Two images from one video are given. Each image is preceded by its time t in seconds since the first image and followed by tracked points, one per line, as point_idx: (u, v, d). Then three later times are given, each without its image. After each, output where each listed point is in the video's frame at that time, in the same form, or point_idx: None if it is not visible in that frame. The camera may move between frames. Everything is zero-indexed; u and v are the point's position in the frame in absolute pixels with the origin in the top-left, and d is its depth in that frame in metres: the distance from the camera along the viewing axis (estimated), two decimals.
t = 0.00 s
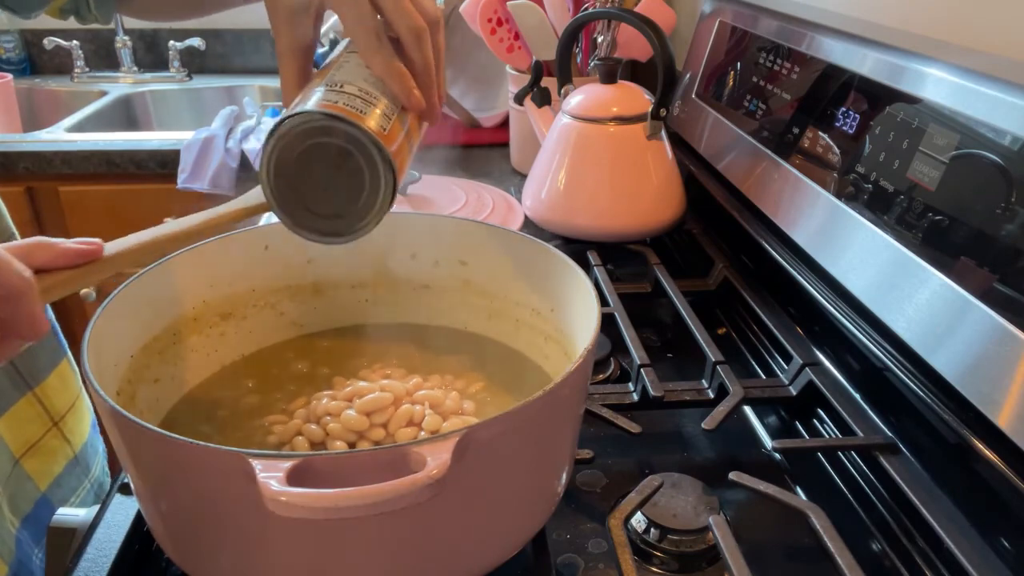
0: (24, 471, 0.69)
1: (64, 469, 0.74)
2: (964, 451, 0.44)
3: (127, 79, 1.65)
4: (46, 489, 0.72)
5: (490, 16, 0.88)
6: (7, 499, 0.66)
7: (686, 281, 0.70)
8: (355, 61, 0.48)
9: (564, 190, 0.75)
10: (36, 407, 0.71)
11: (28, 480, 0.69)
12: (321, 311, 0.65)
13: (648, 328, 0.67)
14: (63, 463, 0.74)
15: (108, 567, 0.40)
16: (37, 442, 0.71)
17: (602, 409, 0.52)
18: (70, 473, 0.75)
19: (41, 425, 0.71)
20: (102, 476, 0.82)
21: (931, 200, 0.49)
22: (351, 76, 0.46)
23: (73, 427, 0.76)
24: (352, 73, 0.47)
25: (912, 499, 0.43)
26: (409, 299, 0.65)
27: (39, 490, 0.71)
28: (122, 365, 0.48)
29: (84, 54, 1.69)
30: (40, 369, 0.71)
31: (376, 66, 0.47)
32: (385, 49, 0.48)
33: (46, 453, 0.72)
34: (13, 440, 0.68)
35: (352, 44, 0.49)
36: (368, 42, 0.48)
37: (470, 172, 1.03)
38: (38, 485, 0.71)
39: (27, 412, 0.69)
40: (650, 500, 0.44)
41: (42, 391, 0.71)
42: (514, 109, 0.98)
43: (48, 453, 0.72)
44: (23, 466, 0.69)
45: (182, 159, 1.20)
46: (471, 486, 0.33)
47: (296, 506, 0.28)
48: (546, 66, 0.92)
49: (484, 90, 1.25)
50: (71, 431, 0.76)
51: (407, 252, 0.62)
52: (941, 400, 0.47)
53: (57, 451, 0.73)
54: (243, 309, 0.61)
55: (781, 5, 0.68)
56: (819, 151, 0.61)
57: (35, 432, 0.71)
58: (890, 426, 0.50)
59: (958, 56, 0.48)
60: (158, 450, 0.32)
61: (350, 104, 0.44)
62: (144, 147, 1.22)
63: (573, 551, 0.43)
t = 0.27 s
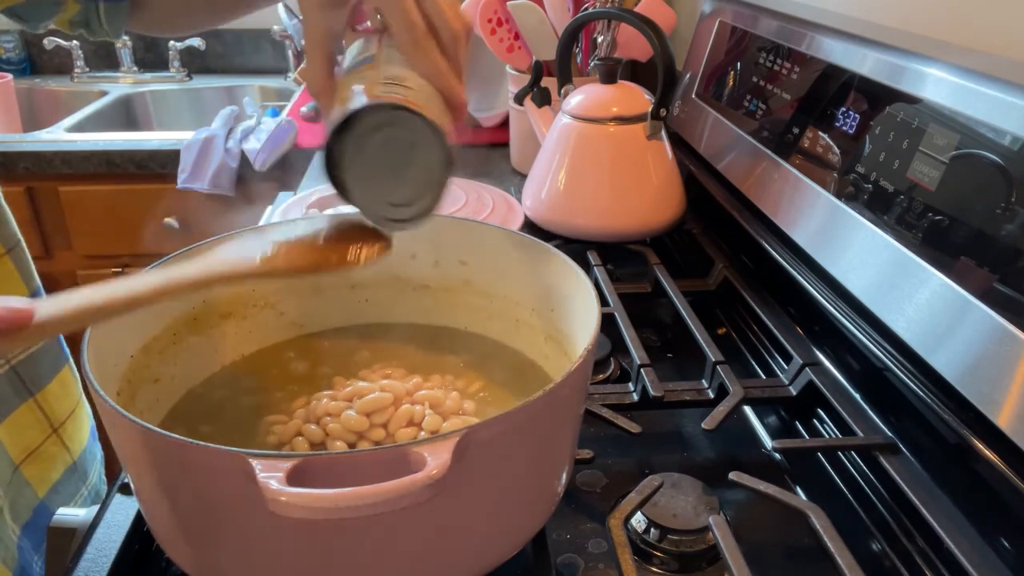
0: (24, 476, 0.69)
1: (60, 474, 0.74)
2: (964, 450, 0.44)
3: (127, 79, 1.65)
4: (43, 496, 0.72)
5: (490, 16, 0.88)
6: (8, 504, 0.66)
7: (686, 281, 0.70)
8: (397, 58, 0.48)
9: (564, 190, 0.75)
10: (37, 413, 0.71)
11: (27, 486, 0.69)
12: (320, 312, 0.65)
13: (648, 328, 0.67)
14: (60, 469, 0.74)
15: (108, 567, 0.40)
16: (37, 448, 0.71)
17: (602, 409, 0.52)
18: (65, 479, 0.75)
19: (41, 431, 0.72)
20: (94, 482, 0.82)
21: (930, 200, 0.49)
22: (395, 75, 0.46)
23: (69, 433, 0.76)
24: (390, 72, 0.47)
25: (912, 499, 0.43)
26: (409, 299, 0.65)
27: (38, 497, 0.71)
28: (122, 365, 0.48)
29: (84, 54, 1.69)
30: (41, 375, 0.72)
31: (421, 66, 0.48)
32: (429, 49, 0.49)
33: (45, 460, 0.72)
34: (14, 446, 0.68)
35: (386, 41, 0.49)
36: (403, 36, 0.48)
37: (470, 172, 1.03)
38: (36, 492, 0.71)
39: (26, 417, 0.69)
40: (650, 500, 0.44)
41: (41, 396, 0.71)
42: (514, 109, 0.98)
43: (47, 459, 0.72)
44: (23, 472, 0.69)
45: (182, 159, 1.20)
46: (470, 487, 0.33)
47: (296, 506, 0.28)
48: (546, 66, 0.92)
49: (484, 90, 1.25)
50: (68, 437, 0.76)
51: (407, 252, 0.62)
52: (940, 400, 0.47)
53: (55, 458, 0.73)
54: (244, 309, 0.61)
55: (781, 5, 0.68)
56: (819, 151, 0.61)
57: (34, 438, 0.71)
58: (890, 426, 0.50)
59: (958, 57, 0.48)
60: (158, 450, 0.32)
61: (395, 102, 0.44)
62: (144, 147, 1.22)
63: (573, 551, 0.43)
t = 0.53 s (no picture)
0: (33, 479, 0.69)
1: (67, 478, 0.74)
2: (964, 450, 0.44)
3: (127, 79, 1.65)
4: (53, 499, 0.72)
5: (490, 16, 0.88)
6: (15, 507, 0.67)
7: (686, 281, 0.70)
8: (341, 74, 0.40)
9: (564, 190, 0.75)
10: (48, 415, 0.71)
11: (36, 489, 0.70)
12: (320, 312, 0.65)
13: (648, 328, 0.67)
14: (69, 472, 0.74)
15: (108, 566, 0.40)
16: (47, 451, 0.71)
17: (602, 409, 0.52)
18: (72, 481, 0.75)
19: (52, 433, 0.72)
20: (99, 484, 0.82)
21: (931, 200, 0.49)
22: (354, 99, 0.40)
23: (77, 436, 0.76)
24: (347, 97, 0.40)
25: (912, 499, 0.43)
26: (409, 299, 0.65)
27: (46, 500, 0.71)
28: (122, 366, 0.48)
29: (84, 54, 1.69)
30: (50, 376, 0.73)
31: (365, 71, 0.40)
32: (365, 43, 0.40)
33: (55, 462, 0.72)
34: (25, 448, 0.68)
35: (325, 46, 0.41)
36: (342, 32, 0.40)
37: (470, 172, 1.03)
38: (45, 494, 0.71)
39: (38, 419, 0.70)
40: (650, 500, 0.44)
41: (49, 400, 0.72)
42: (514, 109, 0.98)
43: (57, 462, 0.72)
44: (33, 474, 0.69)
45: (182, 158, 1.21)
46: (470, 486, 0.33)
47: (296, 505, 0.28)
48: (546, 66, 0.92)
49: (484, 90, 1.25)
50: (76, 440, 0.76)
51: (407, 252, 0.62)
52: (940, 400, 0.47)
53: (64, 461, 0.73)
54: (244, 309, 0.61)
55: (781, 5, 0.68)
56: (818, 151, 0.61)
57: (45, 440, 0.71)
58: (890, 426, 0.50)
59: (958, 57, 0.48)
60: (158, 450, 0.32)
61: (369, 153, 0.39)
62: (144, 147, 1.22)
63: (573, 551, 0.43)
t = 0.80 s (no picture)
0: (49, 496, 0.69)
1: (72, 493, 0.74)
2: (964, 450, 0.44)
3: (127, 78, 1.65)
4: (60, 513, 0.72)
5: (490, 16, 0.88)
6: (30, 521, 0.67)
7: (686, 281, 0.70)
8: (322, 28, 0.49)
9: (564, 190, 0.75)
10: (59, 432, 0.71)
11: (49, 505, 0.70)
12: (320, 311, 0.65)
13: (648, 328, 0.67)
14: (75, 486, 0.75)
15: (107, 567, 0.40)
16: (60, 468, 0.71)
17: (602, 409, 0.52)
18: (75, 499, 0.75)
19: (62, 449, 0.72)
20: (90, 505, 0.82)
21: (930, 200, 0.49)
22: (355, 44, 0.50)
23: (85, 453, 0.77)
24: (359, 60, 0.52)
25: (912, 499, 0.44)
26: (409, 300, 0.65)
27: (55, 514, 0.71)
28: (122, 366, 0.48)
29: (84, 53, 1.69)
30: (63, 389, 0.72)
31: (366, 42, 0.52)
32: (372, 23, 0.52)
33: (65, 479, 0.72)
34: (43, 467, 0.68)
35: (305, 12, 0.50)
36: (329, 5, 0.53)
37: (470, 172, 1.03)
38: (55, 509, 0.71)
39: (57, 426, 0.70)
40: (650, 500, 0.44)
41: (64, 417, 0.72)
42: (514, 109, 0.98)
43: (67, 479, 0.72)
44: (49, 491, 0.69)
45: (182, 158, 1.22)
46: (469, 487, 0.33)
47: (296, 506, 0.28)
48: (546, 65, 0.92)
49: (484, 90, 1.25)
50: (83, 457, 0.76)
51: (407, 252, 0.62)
52: (940, 400, 0.47)
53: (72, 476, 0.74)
54: (243, 309, 0.61)
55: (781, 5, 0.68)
56: (818, 151, 0.61)
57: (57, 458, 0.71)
58: (890, 426, 0.50)
59: (958, 57, 0.48)
60: (158, 450, 0.32)
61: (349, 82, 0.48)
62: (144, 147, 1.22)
63: (573, 551, 0.43)
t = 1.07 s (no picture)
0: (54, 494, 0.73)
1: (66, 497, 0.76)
2: (964, 450, 0.44)
3: (127, 78, 1.65)
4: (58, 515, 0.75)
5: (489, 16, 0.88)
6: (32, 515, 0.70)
7: (686, 281, 0.70)
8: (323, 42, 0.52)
9: (564, 190, 0.75)
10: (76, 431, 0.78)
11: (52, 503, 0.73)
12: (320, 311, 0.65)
13: (648, 328, 0.67)
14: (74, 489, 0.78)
15: (107, 567, 0.40)
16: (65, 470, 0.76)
17: (602, 409, 0.52)
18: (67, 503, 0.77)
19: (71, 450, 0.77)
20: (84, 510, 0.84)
21: (930, 200, 0.49)
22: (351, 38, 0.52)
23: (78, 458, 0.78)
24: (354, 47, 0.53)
25: (912, 499, 0.44)
26: (409, 300, 0.65)
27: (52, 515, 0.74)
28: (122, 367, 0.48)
29: (84, 54, 1.69)
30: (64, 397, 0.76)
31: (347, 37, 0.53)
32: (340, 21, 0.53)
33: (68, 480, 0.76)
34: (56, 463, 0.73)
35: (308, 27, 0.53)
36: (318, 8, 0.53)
37: (470, 172, 1.03)
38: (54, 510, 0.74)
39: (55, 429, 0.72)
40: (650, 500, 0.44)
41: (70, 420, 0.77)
42: (514, 109, 0.98)
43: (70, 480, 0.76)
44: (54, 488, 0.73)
45: (182, 159, 1.23)
46: (469, 487, 0.33)
47: (296, 506, 0.28)
48: (546, 65, 0.92)
49: (484, 90, 1.24)
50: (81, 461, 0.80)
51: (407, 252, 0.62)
52: (940, 400, 0.47)
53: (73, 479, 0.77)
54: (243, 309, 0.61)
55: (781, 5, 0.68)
56: (818, 151, 0.61)
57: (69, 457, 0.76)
58: (890, 426, 0.50)
59: (958, 57, 0.48)
60: (158, 450, 0.32)
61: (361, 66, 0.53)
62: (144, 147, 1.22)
63: (573, 551, 0.43)
